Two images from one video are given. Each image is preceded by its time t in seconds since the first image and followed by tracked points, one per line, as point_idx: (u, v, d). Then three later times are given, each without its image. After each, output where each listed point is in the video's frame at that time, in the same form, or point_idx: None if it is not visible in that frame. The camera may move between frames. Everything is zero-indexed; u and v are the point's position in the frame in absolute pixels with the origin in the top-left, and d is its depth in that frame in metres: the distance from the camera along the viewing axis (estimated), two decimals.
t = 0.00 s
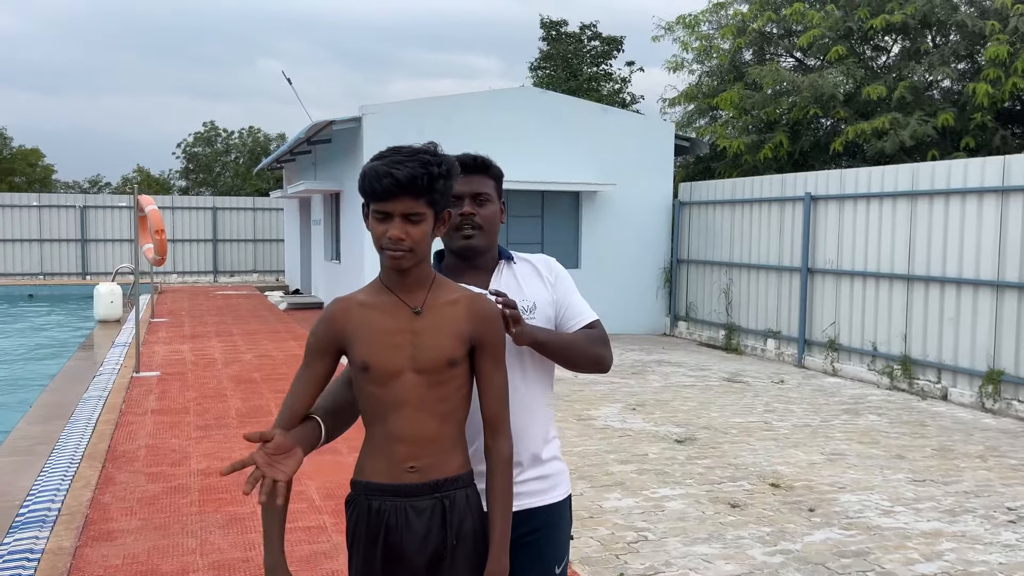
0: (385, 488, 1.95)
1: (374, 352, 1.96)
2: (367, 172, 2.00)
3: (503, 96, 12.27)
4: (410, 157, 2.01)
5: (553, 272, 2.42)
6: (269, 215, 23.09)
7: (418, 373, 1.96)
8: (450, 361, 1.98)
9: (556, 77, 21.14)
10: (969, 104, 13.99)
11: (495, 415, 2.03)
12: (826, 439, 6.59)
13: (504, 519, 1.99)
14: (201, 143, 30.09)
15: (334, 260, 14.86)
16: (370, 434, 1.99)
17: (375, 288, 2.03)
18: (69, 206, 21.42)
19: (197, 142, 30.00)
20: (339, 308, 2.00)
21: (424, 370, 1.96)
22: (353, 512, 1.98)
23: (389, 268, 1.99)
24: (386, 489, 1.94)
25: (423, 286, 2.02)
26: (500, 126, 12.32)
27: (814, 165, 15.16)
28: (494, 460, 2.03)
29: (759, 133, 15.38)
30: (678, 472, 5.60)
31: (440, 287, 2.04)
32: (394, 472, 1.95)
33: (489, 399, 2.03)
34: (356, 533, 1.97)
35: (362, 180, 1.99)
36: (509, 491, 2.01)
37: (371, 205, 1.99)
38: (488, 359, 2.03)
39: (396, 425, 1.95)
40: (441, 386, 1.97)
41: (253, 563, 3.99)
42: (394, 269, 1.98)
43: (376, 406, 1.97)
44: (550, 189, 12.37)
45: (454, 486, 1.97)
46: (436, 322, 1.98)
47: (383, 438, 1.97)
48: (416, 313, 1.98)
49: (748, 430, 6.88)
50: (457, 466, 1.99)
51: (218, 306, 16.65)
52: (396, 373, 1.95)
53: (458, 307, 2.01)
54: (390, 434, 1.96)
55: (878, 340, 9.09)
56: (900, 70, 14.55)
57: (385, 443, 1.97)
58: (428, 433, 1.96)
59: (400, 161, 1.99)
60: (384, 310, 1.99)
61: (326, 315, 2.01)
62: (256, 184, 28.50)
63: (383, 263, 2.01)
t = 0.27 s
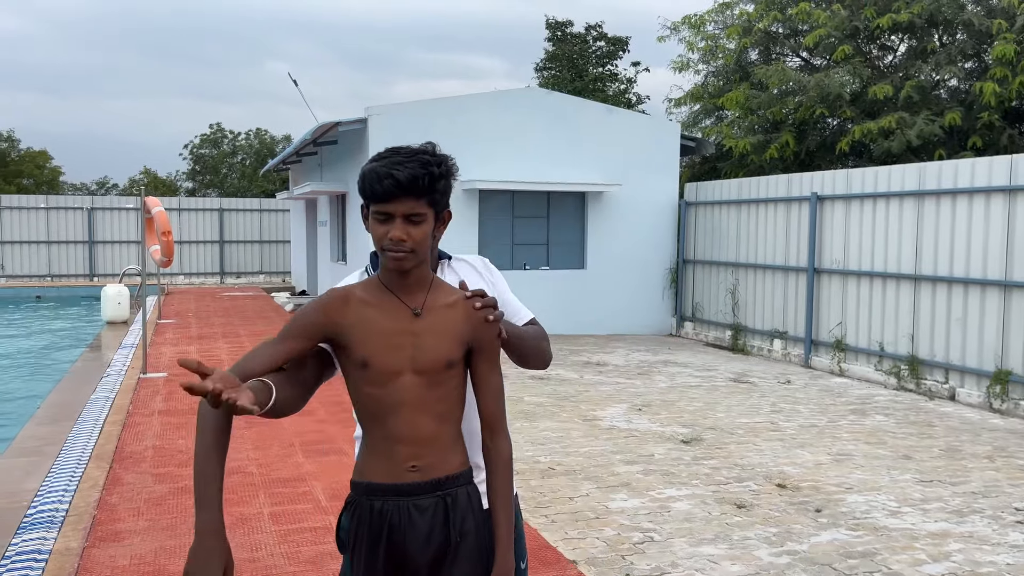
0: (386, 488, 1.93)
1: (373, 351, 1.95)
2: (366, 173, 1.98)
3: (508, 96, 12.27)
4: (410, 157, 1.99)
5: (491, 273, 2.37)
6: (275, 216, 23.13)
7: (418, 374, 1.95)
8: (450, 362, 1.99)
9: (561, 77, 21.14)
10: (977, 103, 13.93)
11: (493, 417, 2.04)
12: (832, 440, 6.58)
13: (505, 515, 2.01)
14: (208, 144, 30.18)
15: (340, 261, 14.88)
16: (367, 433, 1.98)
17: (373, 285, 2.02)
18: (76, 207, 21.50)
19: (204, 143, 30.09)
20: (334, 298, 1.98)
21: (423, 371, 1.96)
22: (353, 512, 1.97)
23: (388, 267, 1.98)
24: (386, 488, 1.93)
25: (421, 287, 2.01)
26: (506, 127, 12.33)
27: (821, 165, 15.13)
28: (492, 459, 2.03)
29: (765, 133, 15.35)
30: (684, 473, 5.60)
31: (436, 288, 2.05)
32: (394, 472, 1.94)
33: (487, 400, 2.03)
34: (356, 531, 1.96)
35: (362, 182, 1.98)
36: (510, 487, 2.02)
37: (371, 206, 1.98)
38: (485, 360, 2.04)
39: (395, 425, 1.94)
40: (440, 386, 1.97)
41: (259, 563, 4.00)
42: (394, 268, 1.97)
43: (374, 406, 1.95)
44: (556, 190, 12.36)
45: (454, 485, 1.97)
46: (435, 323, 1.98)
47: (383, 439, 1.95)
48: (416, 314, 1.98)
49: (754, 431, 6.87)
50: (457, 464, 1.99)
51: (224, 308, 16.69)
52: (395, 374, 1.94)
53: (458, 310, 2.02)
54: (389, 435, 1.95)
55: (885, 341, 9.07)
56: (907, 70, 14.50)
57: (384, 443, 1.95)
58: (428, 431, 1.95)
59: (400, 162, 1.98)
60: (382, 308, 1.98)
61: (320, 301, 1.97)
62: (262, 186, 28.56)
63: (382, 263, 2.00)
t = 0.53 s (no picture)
0: (383, 488, 1.90)
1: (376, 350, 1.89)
2: (374, 166, 1.93)
3: (512, 97, 12.27)
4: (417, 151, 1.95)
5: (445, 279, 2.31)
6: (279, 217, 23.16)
7: (419, 375, 1.92)
8: (449, 363, 1.97)
9: (565, 78, 21.13)
10: (981, 103, 13.89)
11: (486, 416, 2.12)
12: (837, 440, 6.56)
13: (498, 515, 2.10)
14: (212, 146, 30.26)
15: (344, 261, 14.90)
16: (362, 432, 1.93)
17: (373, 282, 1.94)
18: (81, 209, 21.56)
19: (208, 145, 30.16)
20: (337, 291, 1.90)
21: (423, 372, 1.92)
22: (347, 512, 1.93)
23: (392, 261, 1.89)
24: (382, 488, 1.90)
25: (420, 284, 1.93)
26: (510, 127, 12.33)
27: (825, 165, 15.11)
28: (483, 462, 2.14)
29: (770, 133, 15.33)
30: (688, 473, 5.59)
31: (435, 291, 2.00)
32: (392, 472, 1.90)
33: (480, 400, 2.10)
34: (350, 531, 1.91)
35: (370, 175, 1.92)
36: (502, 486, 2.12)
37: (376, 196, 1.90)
38: (479, 362, 2.07)
39: (394, 424, 1.90)
40: (439, 387, 1.95)
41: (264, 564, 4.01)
42: (398, 261, 1.88)
43: (372, 407, 1.90)
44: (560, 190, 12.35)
45: (451, 485, 1.96)
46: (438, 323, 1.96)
47: (380, 440, 1.91)
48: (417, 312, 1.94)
49: (759, 431, 6.86)
50: (453, 464, 1.99)
51: (229, 308, 16.72)
52: (395, 375, 1.90)
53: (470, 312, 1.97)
54: (387, 434, 1.91)
55: (890, 341, 9.05)
56: (911, 69, 14.47)
57: (382, 443, 1.91)
58: (426, 430, 1.93)
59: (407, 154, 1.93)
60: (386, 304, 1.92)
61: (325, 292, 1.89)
62: (266, 187, 28.61)
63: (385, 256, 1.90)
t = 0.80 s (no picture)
0: (381, 483, 1.89)
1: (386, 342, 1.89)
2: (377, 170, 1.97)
3: (514, 97, 12.28)
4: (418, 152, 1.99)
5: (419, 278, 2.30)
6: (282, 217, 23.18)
7: (424, 374, 1.92)
8: (454, 363, 1.97)
9: (568, 78, 21.14)
10: (984, 103, 13.88)
11: (483, 420, 2.09)
12: (840, 441, 6.56)
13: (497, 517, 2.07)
14: (215, 146, 30.28)
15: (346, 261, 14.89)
16: (363, 426, 1.93)
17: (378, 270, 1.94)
18: (84, 209, 21.60)
19: (211, 145, 30.20)
20: (362, 276, 1.89)
21: (429, 372, 1.93)
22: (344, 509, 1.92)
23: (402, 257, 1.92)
24: (379, 483, 1.89)
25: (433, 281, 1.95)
26: (513, 127, 12.33)
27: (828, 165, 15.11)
28: (479, 462, 2.08)
29: (772, 133, 15.32)
30: (691, 473, 5.59)
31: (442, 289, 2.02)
32: (389, 468, 1.90)
33: (478, 403, 2.08)
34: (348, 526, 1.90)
35: (375, 178, 1.97)
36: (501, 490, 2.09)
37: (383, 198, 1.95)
38: (480, 364, 2.05)
39: (395, 421, 1.90)
40: (442, 386, 1.95)
41: (267, 563, 4.01)
42: (409, 258, 1.91)
43: (374, 403, 1.90)
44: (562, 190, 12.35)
45: (450, 482, 1.96)
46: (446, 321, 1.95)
47: (380, 435, 1.91)
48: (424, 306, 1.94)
49: (762, 431, 6.85)
50: (452, 462, 1.99)
51: (232, 309, 16.74)
52: (401, 372, 1.90)
53: (469, 318, 1.97)
54: (387, 430, 1.90)
55: (893, 341, 9.04)
56: (914, 69, 14.46)
57: (383, 438, 1.91)
58: (426, 429, 1.93)
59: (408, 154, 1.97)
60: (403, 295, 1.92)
61: (352, 275, 1.88)
62: (269, 187, 28.64)
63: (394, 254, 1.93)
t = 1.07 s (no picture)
0: (391, 472, 1.88)
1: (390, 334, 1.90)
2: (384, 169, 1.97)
3: (516, 97, 12.27)
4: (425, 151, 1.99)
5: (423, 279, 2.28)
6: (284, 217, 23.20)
7: (427, 365, 1.92)
8: (454, 355, 1.97)
9: (570, 78, 21.13)
10: (987, 103, 13.86)
11: (480, 414, 2.09)
12: (842, 441, 6.55)
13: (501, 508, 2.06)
14: (217, 146, 30.30)
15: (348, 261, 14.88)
16: (368, 418, 1.92)
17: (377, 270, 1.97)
18: (86, 209, 21.62)
19: (213, 145, 30.23)
20: (359, 272, 1.94)
21: (432, 364, 1.93)
22: (354, 499, 1.90)
23: (406, 250, 1.93)
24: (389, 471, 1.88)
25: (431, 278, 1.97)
26: (515, 127, 12.33)
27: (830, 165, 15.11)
28: (480, 454, 2.07)
29: (774, 133, 15.32)
30: (693, 474, 5.58)
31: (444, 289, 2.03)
32: (397, 456, 1.89)
33: (476, 399, 2.08)
34: (358, 516, 1.89)
35: (382, 177, 1.96)
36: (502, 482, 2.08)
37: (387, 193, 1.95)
38: (478, 357, 2.05)
39: (401, 411, 1.90)
40: (445, 377, 1.96)
41: (269, 563, 4.01)
42: (412, 251, 1.93)
43: (379, 394, 1.90)
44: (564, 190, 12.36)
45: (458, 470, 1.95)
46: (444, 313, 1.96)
47: (386, 425, 1.90)
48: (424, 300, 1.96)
49: (763, 432, 6.85)
50: (458, 451, 1.98)
51: (233, 308, 16.75)
52: (404, 364, 1.90)
53: (463, 315, 1.96)
54: (394, 421, 1.90)
55: (895, 341, 9.03)
56: (917, 69, 14.45)
57: (390, 428, 1.90)
58: (432, 419, 1.93)
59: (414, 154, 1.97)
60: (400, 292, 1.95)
61: (349, 271, 1.93)
62: (271, 187, 28.66)
63: (400, 248, 1.94)
